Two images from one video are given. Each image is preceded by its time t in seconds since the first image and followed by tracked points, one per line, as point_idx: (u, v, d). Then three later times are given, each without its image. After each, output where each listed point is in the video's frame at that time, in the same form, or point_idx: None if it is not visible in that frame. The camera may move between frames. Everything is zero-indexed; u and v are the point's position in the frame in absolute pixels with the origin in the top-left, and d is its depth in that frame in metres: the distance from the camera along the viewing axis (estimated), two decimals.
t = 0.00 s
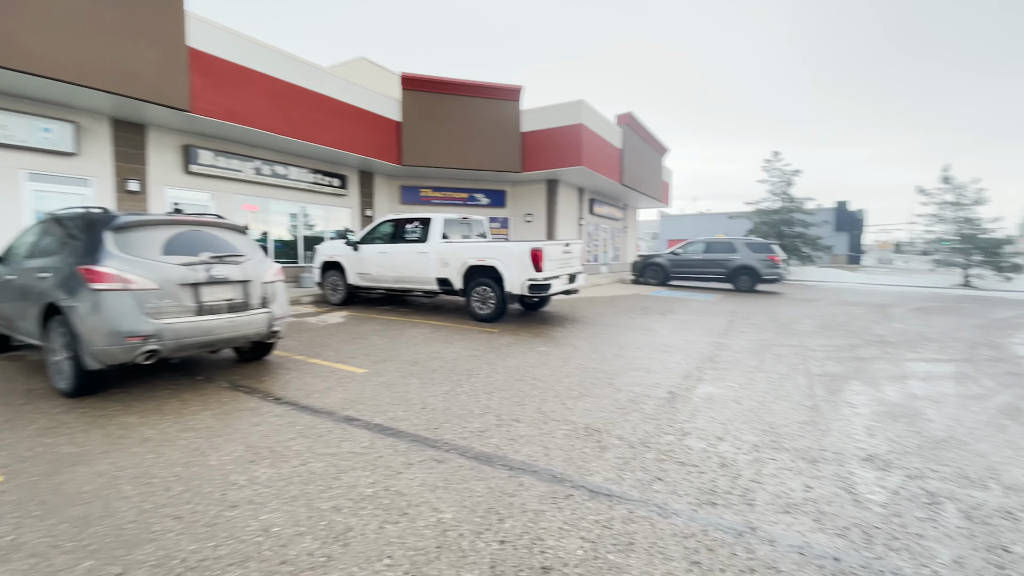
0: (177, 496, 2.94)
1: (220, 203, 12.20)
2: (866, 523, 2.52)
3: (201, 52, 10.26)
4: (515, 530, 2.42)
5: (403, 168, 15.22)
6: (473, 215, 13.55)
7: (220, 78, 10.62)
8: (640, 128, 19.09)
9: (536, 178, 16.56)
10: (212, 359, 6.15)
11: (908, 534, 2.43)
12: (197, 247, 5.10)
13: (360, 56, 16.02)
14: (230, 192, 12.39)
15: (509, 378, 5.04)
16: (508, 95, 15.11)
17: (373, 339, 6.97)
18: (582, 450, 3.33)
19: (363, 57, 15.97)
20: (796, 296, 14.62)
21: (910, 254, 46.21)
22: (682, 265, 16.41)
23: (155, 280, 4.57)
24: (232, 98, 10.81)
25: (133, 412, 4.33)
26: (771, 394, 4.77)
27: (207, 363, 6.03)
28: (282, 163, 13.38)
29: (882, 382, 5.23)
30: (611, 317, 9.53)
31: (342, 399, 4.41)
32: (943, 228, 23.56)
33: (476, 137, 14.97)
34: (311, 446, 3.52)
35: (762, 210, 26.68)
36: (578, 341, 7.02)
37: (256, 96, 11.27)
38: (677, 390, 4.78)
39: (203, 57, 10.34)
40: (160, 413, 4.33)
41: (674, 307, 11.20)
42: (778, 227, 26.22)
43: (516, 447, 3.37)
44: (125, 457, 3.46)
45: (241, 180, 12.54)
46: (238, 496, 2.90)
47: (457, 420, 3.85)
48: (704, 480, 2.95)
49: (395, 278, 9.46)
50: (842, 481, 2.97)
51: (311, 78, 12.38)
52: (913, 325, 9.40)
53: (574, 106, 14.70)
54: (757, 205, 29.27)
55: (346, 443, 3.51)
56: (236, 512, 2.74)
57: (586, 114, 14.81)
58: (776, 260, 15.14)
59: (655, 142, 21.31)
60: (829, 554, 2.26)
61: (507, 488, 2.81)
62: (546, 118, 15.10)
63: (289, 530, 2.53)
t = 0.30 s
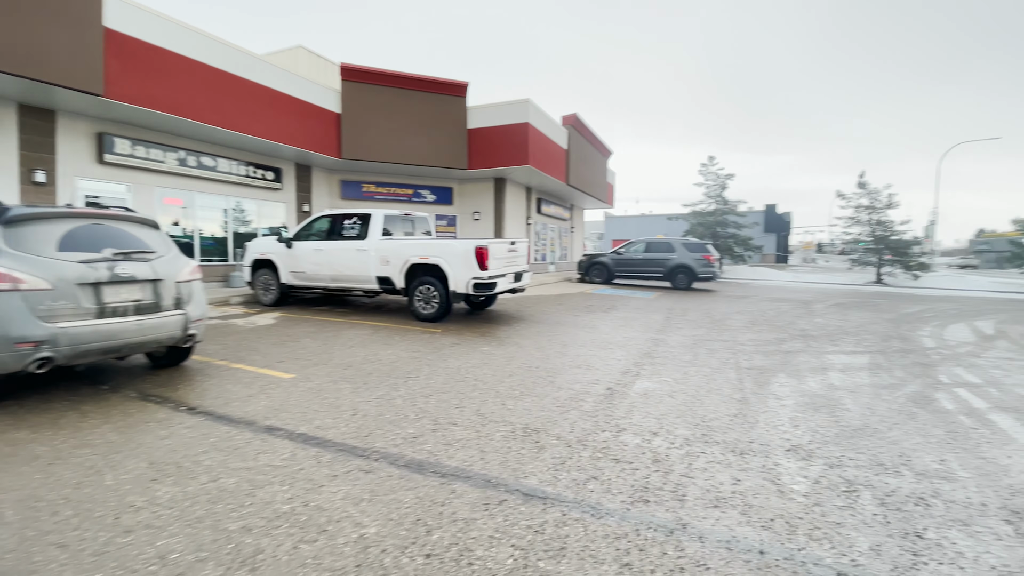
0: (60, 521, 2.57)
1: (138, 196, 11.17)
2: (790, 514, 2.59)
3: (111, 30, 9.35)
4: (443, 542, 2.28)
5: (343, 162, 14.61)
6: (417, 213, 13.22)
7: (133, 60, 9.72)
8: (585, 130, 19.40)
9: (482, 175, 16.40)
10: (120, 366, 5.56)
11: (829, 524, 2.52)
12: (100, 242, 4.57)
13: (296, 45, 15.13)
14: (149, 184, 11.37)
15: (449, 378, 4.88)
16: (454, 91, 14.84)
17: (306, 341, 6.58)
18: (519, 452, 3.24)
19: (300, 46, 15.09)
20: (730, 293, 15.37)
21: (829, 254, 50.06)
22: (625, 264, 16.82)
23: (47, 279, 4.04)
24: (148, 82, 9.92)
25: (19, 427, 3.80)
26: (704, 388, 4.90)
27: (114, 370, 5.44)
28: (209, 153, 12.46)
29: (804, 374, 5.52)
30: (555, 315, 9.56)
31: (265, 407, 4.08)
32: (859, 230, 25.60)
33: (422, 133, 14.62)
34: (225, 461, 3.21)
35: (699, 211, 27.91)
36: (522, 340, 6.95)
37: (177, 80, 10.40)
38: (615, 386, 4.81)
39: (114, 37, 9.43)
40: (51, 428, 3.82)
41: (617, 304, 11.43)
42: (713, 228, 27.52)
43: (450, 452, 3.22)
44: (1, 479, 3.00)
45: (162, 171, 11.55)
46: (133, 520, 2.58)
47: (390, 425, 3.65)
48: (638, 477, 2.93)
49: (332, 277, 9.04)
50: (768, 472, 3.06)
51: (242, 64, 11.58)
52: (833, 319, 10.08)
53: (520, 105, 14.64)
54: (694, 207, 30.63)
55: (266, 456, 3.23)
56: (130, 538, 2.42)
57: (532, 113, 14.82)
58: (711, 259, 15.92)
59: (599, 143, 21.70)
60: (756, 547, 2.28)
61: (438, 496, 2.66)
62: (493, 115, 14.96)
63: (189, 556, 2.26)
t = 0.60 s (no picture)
0: None
1: (64, 198, 10.23)
2: (750, 528, 2.52)
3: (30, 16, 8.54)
4: None
5: (295, 164, 14.01)
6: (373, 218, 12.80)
7: (57, 50, 8.92)
8: (545, 136, 19.46)
9: (442, 179, 16.11)
10: (31, 386, 4.98)
11: (789, 537, 2.46)
12: (3, 248, 4.04)
13: (245, 42, 14.47)
14: (78, 186, 10.45)
15: (400, 392, 4.63)
16: (412, 93, 14.52)
17: (248, 355, 6.15)
18: (473, 472, 3.05)
19: (249, 43, 14.43)
20: (686, 298, 15.73)
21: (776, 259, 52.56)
22: (585, 269, 16.92)
23: None
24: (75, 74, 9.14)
25: None
26: (662, 395, 4.87)
27: (24, 390, 4.86)
28: (146, 153, 11.59)
29: (757, 378, 5.60)
30: (515, 322, 9.42)
31: (194, 430, 3.72)
32: (804, 235, 26.88)
33: (378, 135, 14.22)
34: (142, 494, 2.86)
35: (656, 217, 28.59)
36: (481, 348, 6.76)
37: (108, 74, 9.64)
38: (574, 396, 4.70)
39: (34, 24, 8.62)
40: None
41: (577, 310, 11.42)
42: (669, 234, 28.24)
43: (398, 475, 2.99)
44: None
45: (92, 171, 10.65)
46: (22, 569, 2.20)
47: (333, 447, 3.38)
48: (597, 494, 2.81)
49: (280, 284, 8.59)
50: (727, 483, 3.00)
51: (182, 58, 10.87)
52: (782, 322, 10.43)
53: (480, 109, 14.47)
54: (651, 214, 31.38)
55: (189, 487, 2.89)
56: None
57: (492, 118, 14.70)
58: (667, 264, 16.25)
59: (559, 149, 21.82)
60: (718, 568, 2.19)
61: (382, 527, 2.44)
62: (452, 119, 14.72)
63: None
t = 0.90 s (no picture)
0: None
1: (7, 202, 9.58)
2: (731, 547, 2.41)
3: None
4: None
5: (262, 168, 13.55)
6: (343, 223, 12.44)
7: None
8: (519, 140, 19.39)
9: (415, 184, 15.84)
10: None
11: (771, 555, 2.35)
12: None
13: (207, 41, 13.98)
14: (22, 189, 9.81)
15: (367, 408, 4.41)
16: (384, 96, 14.24)
17: (206, 369, 5.81)
18: (441, 495, 2.86)
19: (212, 42, 13.95)
20: (661, 301, 15.83)
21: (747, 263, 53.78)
22: (561, 273, 16.88)
23: None
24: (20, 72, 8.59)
25: None
26: (639, 403, 4.77)
27: None
28: (100, 155, 10.98)
29: (733, 383, 5.56)
30: (491, 328, 9.25)
31: (139, 455, 3.42)
32: (774, 239, 27.53)
33: (348, 139, 13.89)
34: (71, 529, 2.57)
35: (631, 222, 28.87)
36: (455, 356, 6.55)
37: (57, 71, 9.09)
38: (551, 406, 4.56)
39: None
40: None
41: (553, 315, 11.33)
42: (643, 238, 28.50)
43: (360, 501, 2.79)
44: None
45: (39, 174, 10.02)
46: None
47: (290, 472, 3.14)
48: (572, 515, 2.66)
49: (244, 293, 8.22)
50: (706, 497, 2.90)
51: (139, 57, 10.37)
52: (755, 325, 10.54)
53: (453, 113, 14.28)
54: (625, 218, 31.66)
55: (127, 521, 2.62)
56: None
57: (466, 121, 14.53)
58: (642, 267, 16.27)
59: (534, 154, 21.79)
60: None
61: (340, 561, 2.24)
62: (425, 123, 14.50)
63: None
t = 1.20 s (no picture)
0: None
1: None
2: (715, 560, 2.31)
3: None
4: None
5: (241, 172, 13.26)
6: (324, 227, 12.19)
7: None
8: (505, 143, 19.27)
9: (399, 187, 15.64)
10: None
11: (756, 569, 2.25)
12: None
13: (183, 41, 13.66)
14: None
15: (342, 418, 4.24)
16: (366, 98, 14.03)
17: (175, 379, 5.58)
18: (414, 510, 2.71)
19: (188, 42, 13.64)
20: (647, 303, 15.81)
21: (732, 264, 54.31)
22: (547, 276, 16.80)
23: None
24: None
25: None
26: (624, 408, 4.66)
27: None
28: (69, 158, 10.63)
29: (719, 386, 5.48)
30: (476, 332, 9.11)
31: (94, 473, 3.23)
32: (758, 240, 27.78)
33: (330, 141, 13.67)
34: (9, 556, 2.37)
35: (617, 224, 28.93)
36: (437, 362, 6.40)
37: (24, 72, 8.77)
38: (533, 413, 4.43)
39: None
40: None
41: (539, 318, 11.22)
42: (630, 241, 28.56)
43: (327, 519, 2.63)
44: None
45: (4, 178, 9.65)
46: None
47: (254, 490, 2.98)
48: (551, 529, 2.54)
49: (219, 299, 7.98)
50: (690, 507, 2.79)
51: (111, 57, 10.06)
52: (741, 326, 10.54)
53: (436, 115, 14.13)
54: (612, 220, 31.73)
55: (72, 546, 2.44)
56: None
57: (450, 124, 14.38)
58: (628, 270, 16.38)
59: (520, 156, 21.70)
60: None
61: None
62: (408, 125, 14.32)
63: None
